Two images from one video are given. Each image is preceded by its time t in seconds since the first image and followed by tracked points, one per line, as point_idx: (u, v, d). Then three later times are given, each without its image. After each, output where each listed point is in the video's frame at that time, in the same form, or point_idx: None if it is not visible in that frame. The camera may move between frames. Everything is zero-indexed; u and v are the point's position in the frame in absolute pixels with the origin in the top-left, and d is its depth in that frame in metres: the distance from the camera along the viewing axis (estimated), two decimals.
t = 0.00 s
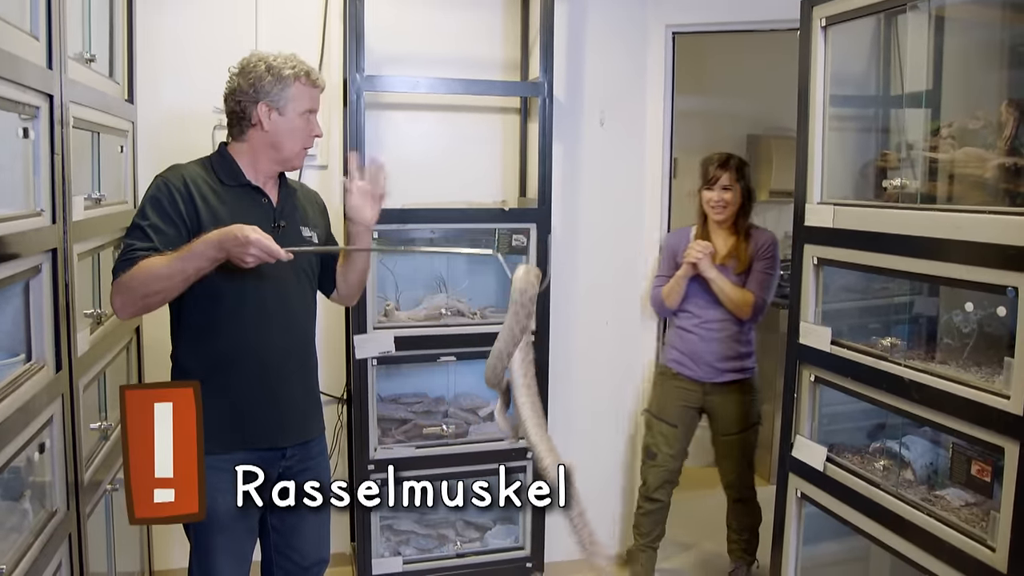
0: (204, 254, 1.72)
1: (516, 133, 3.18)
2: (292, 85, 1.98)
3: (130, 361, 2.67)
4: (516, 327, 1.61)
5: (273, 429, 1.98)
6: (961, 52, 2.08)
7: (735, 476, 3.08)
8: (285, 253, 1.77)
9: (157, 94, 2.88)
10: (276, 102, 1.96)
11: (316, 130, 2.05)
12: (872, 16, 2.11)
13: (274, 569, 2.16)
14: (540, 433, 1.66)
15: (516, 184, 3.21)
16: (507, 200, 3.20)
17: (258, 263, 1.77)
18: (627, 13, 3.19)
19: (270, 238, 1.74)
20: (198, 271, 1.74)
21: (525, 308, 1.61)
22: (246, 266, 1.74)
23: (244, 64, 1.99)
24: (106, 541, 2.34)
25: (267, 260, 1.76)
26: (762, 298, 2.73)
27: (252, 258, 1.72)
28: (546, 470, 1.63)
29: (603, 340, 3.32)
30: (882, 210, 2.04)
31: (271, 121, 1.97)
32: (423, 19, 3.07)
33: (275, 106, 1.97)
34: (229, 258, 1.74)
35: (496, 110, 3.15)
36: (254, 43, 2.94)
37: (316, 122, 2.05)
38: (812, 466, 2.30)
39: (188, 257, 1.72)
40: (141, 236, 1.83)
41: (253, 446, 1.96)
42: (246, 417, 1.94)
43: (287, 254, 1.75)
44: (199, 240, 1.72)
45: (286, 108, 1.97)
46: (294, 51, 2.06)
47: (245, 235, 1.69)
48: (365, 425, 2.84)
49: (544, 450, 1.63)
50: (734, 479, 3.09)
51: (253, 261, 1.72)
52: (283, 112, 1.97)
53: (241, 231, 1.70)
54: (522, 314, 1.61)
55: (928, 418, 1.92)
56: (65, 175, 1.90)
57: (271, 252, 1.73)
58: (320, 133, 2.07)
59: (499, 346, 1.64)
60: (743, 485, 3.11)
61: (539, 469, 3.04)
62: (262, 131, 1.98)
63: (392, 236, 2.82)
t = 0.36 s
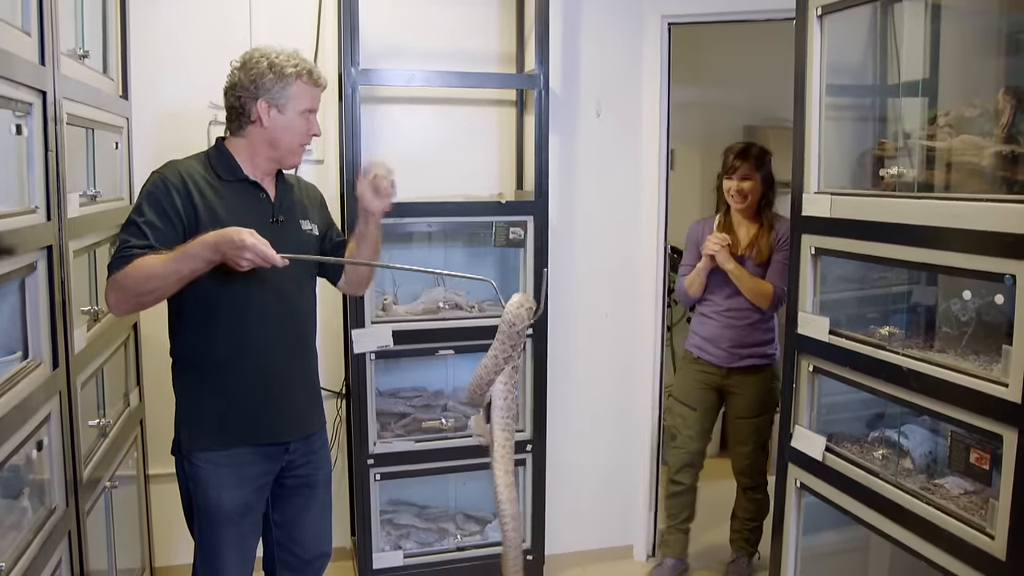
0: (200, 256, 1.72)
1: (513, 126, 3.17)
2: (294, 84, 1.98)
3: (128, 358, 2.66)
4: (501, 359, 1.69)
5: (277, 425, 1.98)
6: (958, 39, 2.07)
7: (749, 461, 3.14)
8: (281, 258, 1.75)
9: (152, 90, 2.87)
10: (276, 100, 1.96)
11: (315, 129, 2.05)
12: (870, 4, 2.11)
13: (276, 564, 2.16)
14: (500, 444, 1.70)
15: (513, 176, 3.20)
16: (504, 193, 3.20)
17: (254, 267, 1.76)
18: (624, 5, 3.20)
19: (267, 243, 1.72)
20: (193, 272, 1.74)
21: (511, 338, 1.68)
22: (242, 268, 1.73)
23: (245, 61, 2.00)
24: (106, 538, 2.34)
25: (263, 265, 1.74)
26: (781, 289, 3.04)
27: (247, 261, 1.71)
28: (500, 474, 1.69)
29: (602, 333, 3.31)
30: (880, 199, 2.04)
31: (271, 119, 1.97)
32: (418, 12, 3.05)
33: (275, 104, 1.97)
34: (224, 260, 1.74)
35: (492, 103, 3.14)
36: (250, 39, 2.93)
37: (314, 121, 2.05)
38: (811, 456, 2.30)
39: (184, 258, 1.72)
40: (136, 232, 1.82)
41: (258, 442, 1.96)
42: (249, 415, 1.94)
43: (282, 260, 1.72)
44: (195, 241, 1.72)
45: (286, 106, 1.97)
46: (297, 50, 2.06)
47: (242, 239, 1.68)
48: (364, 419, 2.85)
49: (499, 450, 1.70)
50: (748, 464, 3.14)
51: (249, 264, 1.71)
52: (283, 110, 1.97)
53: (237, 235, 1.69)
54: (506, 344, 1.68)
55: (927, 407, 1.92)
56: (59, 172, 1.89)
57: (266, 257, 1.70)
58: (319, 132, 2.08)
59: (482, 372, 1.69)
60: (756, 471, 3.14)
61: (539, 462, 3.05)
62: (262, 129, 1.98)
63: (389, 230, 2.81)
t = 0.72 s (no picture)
0: (198, 252, 1.72)
1: (514, 123, 3.16)
2: (285, 84, 1.95)
3: (130, 358, 2.67)
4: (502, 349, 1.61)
5: (278, 424, 1.97)
6: (959, 33, 2.06)
7: (748, 457, 3.13)
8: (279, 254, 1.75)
9: (153, 90, 2.87)
10: (267, 102, 1.95)
11: (313, 133, 2.00)
12: None
13: (282, 563, 2.15)
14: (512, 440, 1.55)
15: (514, 173, 3.20)
16: (505, 190, 3.20)
17: (252, 263, 1.75)
18: (624, 2, 3.19)
19: (264, 239, 1.72)
20: (192, 269, 1.74)
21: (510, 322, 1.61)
22: (239, 264, 1.73)
23: (248, 66, 2.00)
24: (110, 537, 2.35)
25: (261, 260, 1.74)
26: (778, 287, 3.04)
27: (245, 257, 1.71)
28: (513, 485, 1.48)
29: (603, 330, 3.31)
30: (881, 194, 2.03)
31: (262, 120, 1.96)
32: (418, 11, 3.05)
33: (266, 105, 1.96)
34: (222, 256, 1.73)
35: (493, 100, 3.14)
36: (250, 39, 2.93)
37: (314, 126, 2.00)
38: (814, 452, 2.30)
39: (182, 254, 1.72)
40: (136, 228, 1.83)
41: (259, 443, 1.95)
42: (250, 413, 1.94)
43: (279, 256, 1.72)
44: (194, 237, 1.72)
45: (276, 107, 1.95)
46: (301, 54, 2.03)
47: (239, 235, 1.68)
48: (366, 418, 2.85)
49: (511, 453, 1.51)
50: (747, 460, 3.13)
51: (246, 260, 1.71)
52: (273, 111, 1.95)
53: (234, 231, 1.69)
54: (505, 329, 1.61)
55: (930, 403, 1.91)
56: (60, 172, 1.89)
57: (262, 253, 1.69)
58: (319, 136, 2.02)
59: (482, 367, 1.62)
60: (756, 467, 3.13)
61: (542, 459, 3.05)
62: (255, 131, 1.97)
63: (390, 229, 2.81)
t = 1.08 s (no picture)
0: (199, 248, 1.72)
1: (514, 122, 3.16)
2: (286, 81, 1.95)
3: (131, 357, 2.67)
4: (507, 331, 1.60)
5: (279, 421, 1.97)
6: (960, 31, 2.06)
7: (747, 456, 3.12)
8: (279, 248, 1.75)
9: (153, 89, 2.87)
10: (268, 98, 1.95)
11: (314, 129, 2.00)
12: None
13: (284, 560, 2.16)
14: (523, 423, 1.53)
15: (514, 172, 3.19)
16: (506, 189, 3.20)
17: (253, 257, 1.75)
18: None
19: (265, 233, 1.72)
20: (194, 264, 1.74)
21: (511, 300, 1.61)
22: (240, 259, 1.73)
23: (247, 64, 2.00)
24: (110, 536, 2.35)
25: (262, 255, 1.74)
26: (778, 284, 3.02)
27: (246, 251, 1.71)
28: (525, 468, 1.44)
29: (604, 328, 3.31)
30: (882, 192, 2.03)
31: (263, 117, 1.96)
32: (418, 9, 3.05)
33: (268, 102, 1.96)
34: (223, 252, 1.73)
35: (493, 98, 3.14)
36: (250, 38, 2.93)
37: (315, 122, 2.00)
38: (814, 450, 2.30)
39: (183, 250, 1.72)
40: (139, 227, 1.84)
41: (261, 440, 1.96)
42: (250, 409, 1.94)
43: (279, 250, 1.72)
44: (194, 233, 1.72)
45: (278, 103, 1.95)
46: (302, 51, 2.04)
47: (239, 229, 1.68)
48: (367, 415, 2.85)
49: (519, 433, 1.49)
50: (746, 459, 3.12)
51: (247, 254, 1.71)
52: (274, 107, 1.95)
53: (235, 225, 1.69)
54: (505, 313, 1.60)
55: (931, 401, 1.91)
56: (60, 170, 1.89)
57: (263, 247, 1.70)
58: (320, 132, 2.01)
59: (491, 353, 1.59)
60: (755, 465, 3.13)
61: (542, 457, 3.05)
62: (258, 128, 1.97)
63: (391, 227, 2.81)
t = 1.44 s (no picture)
0: (200, 245, 1.72)
1: (515, 118, 3.16)
2: (299, 78, 1.96)
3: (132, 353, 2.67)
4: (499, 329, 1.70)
5: (284, 416, 1.97)
6: (961, 28, 2.06)
7: (747, 453, 3.12)
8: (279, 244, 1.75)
9: (154, 87, 2.87)
10: (281, 94, 1.95)
11: (321, 123, 2.03)
12: None
13: (287, 556, 2.16)
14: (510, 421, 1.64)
15: (515, 168, 3.19)
16: (506, 185, 3.19)
17: (254, 253, 1.75)
18: None
19: (265, 227, 1.72)
20: (195, 261, 1.74)
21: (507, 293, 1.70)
22: (242, 255, 1.73)
23: (250, 57, 1.98)
24: (112, 532, 2.35)
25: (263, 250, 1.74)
26: (776, 283, 3.01)
27: (247, 246, 1.71)
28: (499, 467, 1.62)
29: (605, 325, 3.31)
30: (883, 189, 2.02)
31: (276, 113, 1.95)
32: (418, 6, 3.04)
33: (280, 98, 1.95)
34: (225, 248, 1.73)
35: (494, 95, 3.13)
36: (250, 34, 2.93)
37: (320, 115, 2.03)
38: (815, 447, 2.30)
39: (185, 247, 1.72)
40: (142, 225, 1.84)
41: (268, 435, 1.95)
42: (256, 405, 1.94)
43: (280, 245, 1.72)
44: (196, 230, 1.72)
45: (290, 99, 1.96)
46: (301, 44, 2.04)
47: (239, 224, 1.68)
48: (368, 412, 2.86)
49: (503, 431, 1.63)
50: (746, 456, 3.12)
51: (248, 250, 1.71)
52: (287, 103, 1.96)
53: (236, 220, 1.69)
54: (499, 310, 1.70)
55: (932, 398, 1.91)
56: (60, 167, 1.89)
57: (264, 242, 1.69)
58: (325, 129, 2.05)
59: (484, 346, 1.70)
60: (756, 462, 3.13)
61: (543, 454, 3.06)
62: (268, 123, 1.96)
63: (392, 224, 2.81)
